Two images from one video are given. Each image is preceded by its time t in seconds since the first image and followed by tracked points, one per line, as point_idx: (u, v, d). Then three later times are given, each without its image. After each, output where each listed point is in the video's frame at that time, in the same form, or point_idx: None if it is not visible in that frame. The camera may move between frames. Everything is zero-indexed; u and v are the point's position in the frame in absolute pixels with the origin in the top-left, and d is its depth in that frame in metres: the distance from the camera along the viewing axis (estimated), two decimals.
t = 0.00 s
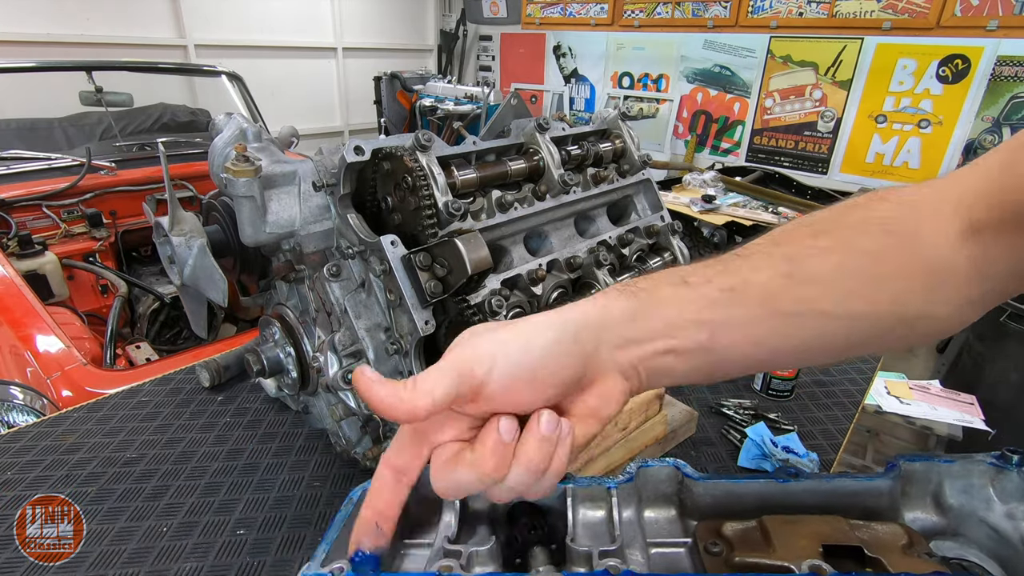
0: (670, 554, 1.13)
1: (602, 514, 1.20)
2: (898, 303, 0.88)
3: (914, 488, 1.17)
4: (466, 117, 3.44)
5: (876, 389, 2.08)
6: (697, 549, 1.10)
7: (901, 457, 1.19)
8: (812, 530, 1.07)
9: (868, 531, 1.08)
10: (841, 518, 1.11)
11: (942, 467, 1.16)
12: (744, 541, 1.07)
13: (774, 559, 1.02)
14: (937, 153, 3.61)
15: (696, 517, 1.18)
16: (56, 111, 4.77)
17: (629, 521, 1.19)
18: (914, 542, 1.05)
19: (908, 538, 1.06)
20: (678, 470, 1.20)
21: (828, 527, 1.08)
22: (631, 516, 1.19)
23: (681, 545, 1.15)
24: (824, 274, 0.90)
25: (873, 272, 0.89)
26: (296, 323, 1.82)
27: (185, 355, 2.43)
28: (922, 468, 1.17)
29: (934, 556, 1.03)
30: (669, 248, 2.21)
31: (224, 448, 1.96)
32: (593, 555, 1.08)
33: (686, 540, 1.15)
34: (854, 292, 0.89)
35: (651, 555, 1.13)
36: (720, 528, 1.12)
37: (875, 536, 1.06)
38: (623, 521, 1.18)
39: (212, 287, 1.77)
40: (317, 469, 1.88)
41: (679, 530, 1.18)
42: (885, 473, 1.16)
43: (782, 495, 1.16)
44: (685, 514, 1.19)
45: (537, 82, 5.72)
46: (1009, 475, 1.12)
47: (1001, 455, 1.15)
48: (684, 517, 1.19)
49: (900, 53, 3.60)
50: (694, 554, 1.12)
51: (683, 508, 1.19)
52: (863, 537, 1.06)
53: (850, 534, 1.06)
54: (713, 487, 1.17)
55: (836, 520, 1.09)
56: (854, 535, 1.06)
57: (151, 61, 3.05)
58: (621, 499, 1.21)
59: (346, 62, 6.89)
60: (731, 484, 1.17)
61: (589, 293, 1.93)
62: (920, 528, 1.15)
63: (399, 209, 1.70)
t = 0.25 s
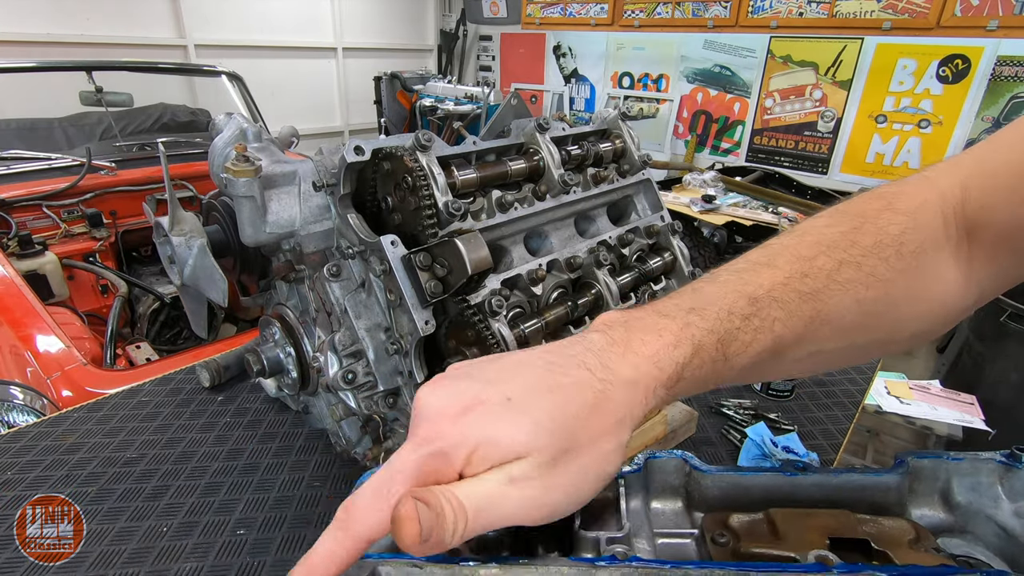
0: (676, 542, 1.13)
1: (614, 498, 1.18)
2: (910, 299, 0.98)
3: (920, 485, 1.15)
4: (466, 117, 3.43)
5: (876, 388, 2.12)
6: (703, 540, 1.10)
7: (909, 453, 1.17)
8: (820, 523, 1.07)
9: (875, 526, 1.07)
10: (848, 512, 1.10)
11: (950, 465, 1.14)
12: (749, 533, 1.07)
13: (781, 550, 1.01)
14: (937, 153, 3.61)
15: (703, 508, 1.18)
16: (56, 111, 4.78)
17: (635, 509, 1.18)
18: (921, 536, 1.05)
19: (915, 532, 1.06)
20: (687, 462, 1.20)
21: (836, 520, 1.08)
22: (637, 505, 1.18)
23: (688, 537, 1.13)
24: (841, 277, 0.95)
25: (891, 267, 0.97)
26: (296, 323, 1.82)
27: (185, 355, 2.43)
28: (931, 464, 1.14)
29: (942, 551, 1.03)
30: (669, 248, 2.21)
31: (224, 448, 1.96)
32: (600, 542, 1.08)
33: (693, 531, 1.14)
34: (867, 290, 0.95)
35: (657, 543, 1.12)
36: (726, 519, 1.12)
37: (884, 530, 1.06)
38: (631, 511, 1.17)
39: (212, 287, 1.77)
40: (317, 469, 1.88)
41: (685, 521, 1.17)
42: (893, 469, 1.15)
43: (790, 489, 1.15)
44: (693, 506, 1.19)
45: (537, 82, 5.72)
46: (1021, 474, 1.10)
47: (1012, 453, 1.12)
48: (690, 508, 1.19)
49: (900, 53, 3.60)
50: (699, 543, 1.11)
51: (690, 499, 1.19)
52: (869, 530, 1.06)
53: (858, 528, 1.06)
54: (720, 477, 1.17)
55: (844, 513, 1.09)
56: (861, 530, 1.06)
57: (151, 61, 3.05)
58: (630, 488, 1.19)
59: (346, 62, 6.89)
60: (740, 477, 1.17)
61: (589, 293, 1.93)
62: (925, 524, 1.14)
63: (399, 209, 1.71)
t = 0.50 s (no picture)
0: (691, 433, 1.19)
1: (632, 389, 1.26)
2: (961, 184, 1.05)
3: (972, 401, 1.09)
4: (466, 117, 3.43)
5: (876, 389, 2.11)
6: (715, 433, 1.17)
7: (968, 371, 1.10)
8: (836, 436, 1.09)
9: (900, 449, 1.07)
10: (875, 428, 1.11)
11: (1016, 387, 1.06)
12: (761, 437, 1.12)
13: (784, 460, 1.06)
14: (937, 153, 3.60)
15: (725, 400, 1.23)
16: (56, 111, 4.78)
17: (656, 398, 1.26)
18: (945, 461, 1.04)
19: (939, 457, 1.05)
20: (715, 354, 1.24)
21: (856, 436, 1.09)
22: (659, 393, 1.26)
23: (703, 423, 1.20)
24: (903, 160, 1.01)
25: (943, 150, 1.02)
26: (296, 323, 1.82)
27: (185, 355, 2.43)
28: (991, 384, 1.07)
29: (965, 480, 1.01)
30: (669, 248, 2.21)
31: (224, 448, 1.96)
32: (607, 434, 1.16)
33: (710, 419, 1.20)
34: (920, 175, 1.02)
35: (672, 435, 1.19)
36: (743, 418, 1.17)
37: (905, 454, 1.06)
38: (648, 397, 1.25)
39: (212, 287, 1.77)
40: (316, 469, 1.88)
41: (705, 409, 1.23)
42: (943, 390, 1.10)
43: (818, 396, 1.17)
44: (716, 395, 1.24)
45: (537, 81, 5.72)
46: None
47: None
48: (713, 396, 1.24)
49: (900, 53, 3.60)
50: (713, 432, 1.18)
51: (714, 388, 1.24)
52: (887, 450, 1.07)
53: (876, 446, 1.07)
54: (747, 376, 1.21)
55: (869, 429, 1.11)
56: (879, 449, 1.07)
57: (151, 61, 3.05)
58: (651, 376, 1.27)
59: (346, 62, 6.89)
60: (770, 378, 1.19)
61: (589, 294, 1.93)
62: (966, 441, 1.09)
63: (399, 209, 1.71)
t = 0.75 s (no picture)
0: (655, 434, 1.16)
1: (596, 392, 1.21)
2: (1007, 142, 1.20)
3: (934, 393, 1.10)
4: (466, 117, 3.43)
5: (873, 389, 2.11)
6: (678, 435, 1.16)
7: (926, 363, 1.10)
8: (796, 435, 1.10)
9: (858, 446, 1.08)
10: (834, 424, 1.12)
11: (973, 378, 1.07)
12: (723, 438, 1.12)
13: (744, 461, 1.05)
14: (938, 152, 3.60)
15: (689, 401, 1.21)
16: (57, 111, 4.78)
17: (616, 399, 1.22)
18: (903, 456, 1.06)
19: (901, 450, 1.07)
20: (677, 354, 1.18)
21: (814, 434, 1.10)
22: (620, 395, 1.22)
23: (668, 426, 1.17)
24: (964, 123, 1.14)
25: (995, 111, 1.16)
26: (296, 323, 1.82)
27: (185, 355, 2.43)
28: (951, 376, 1.08)
29: (922, 475, 1.01)
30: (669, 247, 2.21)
31: (224, 448, 1.96)
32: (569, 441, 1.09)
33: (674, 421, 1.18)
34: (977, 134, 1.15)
35: (637, 438, 1.16)
36: (706, 419, 1.17)
37: (864, 452, 1.07)
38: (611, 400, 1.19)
39: (212, 287, 1.77)
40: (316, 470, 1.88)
41: (670, 411, 1.19)
42: (902, 384, 1.10)
43: (778, 395, 1.16)
44: (681, 396, 1.20)
45: (537, 81, 5.72)
46: None
47: None
48: (679, 397, 1.20)
49: (900, 53, 3.60)
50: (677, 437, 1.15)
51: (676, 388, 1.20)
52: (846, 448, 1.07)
53: (833, 444, 1.07)
54: (708, 377, 1.17)
55: (826, 427, 1.11)
56: (837, 447, 1.07)
57: (151, 61, 3.05)
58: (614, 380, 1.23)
59: (346, 62, 6.89)
60: (731, 378, 1.16)
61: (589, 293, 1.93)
62: (927, 432, 1.11)
63: (399, 209, 1.71)
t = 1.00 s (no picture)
0: (625, 461, 1.12)
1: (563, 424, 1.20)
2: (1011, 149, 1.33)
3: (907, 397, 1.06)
4: (466, 117, 3.43)
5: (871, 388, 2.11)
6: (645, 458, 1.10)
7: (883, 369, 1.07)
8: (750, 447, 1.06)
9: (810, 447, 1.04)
10: (788, 433, 1.08)
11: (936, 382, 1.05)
12: (688, 454, 1.08)
13: (707, 478, 1.02)
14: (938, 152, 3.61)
15: (655, 425, 1.18)
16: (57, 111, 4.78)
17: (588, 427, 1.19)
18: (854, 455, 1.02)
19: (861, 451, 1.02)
20: (639, 381, 1.19)
21: (771, 443, 1.06)
22: (592, 423, 1.19)
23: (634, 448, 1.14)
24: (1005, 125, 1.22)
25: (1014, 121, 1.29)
26: (296, 323, 1.82)
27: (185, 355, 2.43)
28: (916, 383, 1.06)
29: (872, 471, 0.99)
30: (669, 247, 2.21)
31: (224, 448, 1.96)
32: (535, 473, 1.06)
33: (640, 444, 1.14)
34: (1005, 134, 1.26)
35: (605, 465, 1.12)
36: (669, 439, 1.12)
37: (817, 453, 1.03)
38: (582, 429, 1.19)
39: (212, 287, 1.77)
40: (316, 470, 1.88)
41: (637, 435, 1.17)
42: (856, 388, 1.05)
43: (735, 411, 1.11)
44: (647, 421, 1.19)
45: (537, 81, 5.72)
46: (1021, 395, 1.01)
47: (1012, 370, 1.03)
48: (645, 422, 1.19)
49: (901, 53, 3.60)
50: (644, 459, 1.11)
51: (645, 414, 1.19)
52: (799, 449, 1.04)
53: (789, 450, 1.04)
54: (669, 400, 1.15)
55: (782, 436, 1.07)
56: (794, 453, 1.03)
57: (151, 61, 3.05)
58: (582, 409, 1.21)
59: (346, 62, 6.89)
60: (689, 399, 1.13)
61: (589, 293, 1.93)
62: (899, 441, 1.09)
63: (399, 209, 1.71)
